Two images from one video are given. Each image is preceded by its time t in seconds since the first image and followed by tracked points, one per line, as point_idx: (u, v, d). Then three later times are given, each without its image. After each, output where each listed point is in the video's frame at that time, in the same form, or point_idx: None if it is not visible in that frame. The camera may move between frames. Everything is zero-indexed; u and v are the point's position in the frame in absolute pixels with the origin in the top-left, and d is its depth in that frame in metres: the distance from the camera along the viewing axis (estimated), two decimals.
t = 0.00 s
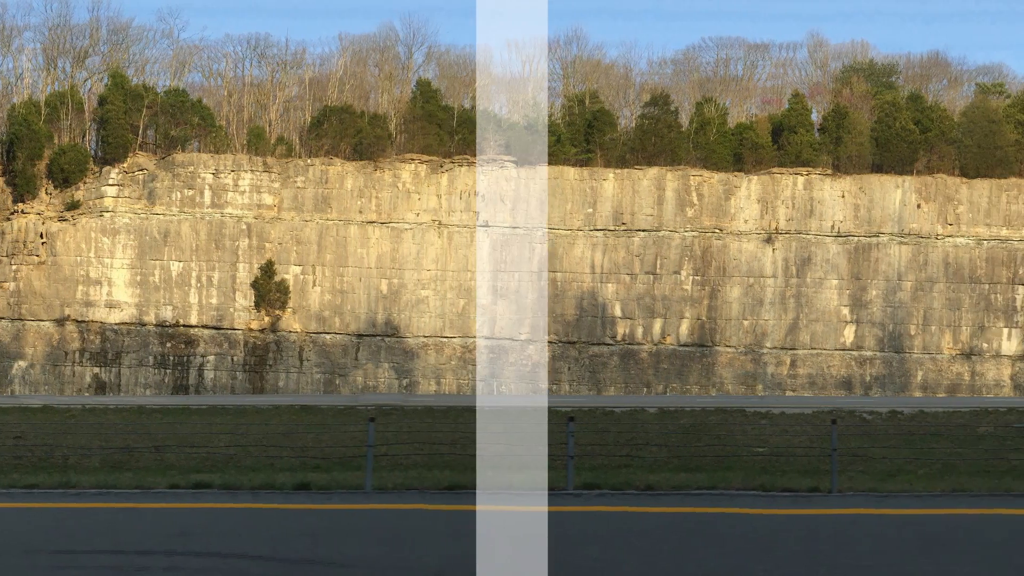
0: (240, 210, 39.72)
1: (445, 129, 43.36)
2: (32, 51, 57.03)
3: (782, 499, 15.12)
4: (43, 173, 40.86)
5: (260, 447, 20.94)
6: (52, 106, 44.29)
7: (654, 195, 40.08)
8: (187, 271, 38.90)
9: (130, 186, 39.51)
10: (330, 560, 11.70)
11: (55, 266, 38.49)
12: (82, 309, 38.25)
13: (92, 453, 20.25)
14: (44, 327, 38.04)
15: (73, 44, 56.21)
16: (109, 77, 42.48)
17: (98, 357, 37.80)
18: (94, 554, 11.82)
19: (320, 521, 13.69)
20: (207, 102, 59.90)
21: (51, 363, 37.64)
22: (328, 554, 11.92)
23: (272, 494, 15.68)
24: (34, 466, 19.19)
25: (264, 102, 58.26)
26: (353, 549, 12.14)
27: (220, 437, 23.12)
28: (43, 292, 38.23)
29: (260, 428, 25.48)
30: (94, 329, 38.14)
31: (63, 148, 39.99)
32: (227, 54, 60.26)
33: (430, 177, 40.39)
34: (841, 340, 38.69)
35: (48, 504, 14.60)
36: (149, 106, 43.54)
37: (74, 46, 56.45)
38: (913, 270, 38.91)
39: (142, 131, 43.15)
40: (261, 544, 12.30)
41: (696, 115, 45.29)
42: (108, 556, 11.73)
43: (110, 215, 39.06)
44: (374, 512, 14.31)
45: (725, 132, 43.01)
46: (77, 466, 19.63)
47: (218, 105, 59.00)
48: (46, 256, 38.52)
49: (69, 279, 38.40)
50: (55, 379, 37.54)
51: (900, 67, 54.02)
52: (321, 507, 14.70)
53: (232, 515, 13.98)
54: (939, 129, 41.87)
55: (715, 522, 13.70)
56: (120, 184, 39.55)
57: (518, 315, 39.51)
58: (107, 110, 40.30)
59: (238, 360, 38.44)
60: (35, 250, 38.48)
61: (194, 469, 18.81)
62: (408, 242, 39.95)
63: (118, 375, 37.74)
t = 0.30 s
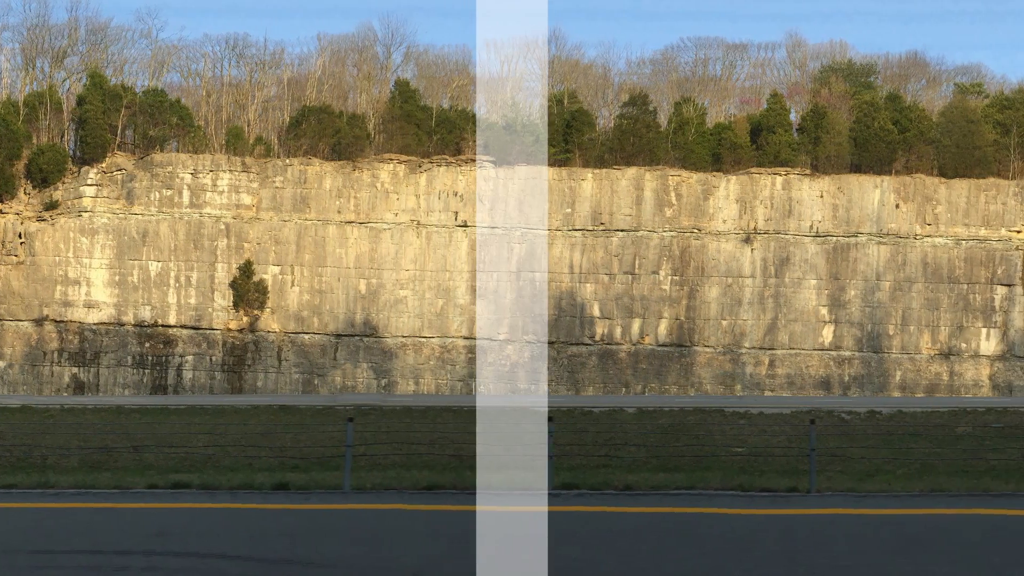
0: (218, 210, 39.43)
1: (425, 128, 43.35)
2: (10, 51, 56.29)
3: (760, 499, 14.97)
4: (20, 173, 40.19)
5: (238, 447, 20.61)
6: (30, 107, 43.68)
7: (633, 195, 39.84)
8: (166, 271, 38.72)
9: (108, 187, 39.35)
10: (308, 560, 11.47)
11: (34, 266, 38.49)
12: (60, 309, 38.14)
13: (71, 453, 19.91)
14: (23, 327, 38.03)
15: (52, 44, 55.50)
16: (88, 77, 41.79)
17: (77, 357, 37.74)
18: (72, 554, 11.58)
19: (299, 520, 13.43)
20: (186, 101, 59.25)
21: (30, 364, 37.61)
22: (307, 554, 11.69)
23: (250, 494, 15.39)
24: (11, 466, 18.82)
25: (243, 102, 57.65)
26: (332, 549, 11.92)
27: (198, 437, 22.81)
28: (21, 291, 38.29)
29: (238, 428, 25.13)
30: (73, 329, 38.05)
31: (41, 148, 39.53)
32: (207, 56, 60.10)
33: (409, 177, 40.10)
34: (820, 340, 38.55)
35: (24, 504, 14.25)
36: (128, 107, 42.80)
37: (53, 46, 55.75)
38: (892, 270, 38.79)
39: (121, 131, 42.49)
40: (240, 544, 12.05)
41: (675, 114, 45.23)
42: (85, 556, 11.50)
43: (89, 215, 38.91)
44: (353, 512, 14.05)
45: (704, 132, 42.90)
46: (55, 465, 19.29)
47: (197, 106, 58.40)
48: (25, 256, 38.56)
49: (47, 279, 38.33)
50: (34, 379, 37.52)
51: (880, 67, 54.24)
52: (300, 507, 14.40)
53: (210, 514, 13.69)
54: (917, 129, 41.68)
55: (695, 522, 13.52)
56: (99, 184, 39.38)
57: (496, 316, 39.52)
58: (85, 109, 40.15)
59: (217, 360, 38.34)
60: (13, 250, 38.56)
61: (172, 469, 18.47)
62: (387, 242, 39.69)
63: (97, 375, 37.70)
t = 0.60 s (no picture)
0: (197, 210, 39.20)
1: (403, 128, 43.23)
2: None
3: (739, 499, 14.84)
4: None
5: (217, 447, 20.30)
6: (8, 106, 43.43)
7: (611, 195, 39.74)
8: (144, 271, 38.49)
9: (87, 186, 39.07)
10: (287, 560, 11.26)
11: (12, 266, 38.17)
12: (39, 309, 37.76)
13: (49, 453, 19.54)
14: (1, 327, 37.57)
15: (32, 44, 54.75)
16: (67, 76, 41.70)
17: (55, 357, 37.28)
18: (49, 554, 11.31)
19: (278, 520, 13.19)
20: (164, 102, 58.56)
21: (7, 364, 37.12)
22: (286, 554, 11.48)
23: (229, 494, 15.12)
24: None
25: (221, 102, 57.14)
26: (311, 549, 11.70)
27: (177, 437, 22.46)
28: None
29: (216, 428, 24.79)
30: (51, 329, 37.59)
31: (20, 148, 39.46)
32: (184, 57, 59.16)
33: (387, 177, 40.04)
34: (799, 340, 38.53)
35: None
36: (107, 106, 42.71)
37: (31, 46, 55.01)
38: (871, 270, 38.82)
39: (99, 132, 42.36)
40: (219, 545, 11.82)
41: (654, 115, 45.20)
42: (62, 556, 11.23)
43: (67, 215, 38.60)
44: (332, 512, 13.81)
45: (682, 132, 42.61)
46: (32, 465, 18.93)
47: (175, 106, 57.78)
48: (3, 256, 38.30)
49: (26, 279, 38.00)
50: (11, 379, 37.02)
51: (858, 67, 54.54)
52: (278, 507, 14.15)
53: (188, 515, 13.42)
54: (897, 129, 41.33)
55: (674, 522, 13.37)
56: (78, 184, 39.10)
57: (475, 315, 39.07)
58: (64, 109, 40.14)
59: (196, 360, 37.95)
60: None
61: (151, 469, 18.15)
62: (365, 241, 39.53)
63: (75, 375, 37.23)
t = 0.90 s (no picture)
0: (175, 210, 39.01)
1: (381, 128, 42.95)
2: None
3: (717, 499, 14.70)
4: None
5: (195, 448, 19.98)
6: None
7: (590, 195, 39.61)
8: (123, 271, 38.19)
9: (65, 187, 38.87)
10: (265, 560, 11.07)
11: None
12: (17, 309, 37.49)
13: (27, 453, 19.15)
14: None
15: (9, 44, 54.00)
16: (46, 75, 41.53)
17: (34, 357, 37.01)
18: (26, 554, 11.08)
19: (256, 521, 12.96)
20: (142, 102, 57.85)
21: None
22: (264, 554, 11.29)
23: (207, 494, 14.87)
24: None
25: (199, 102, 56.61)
26: (290, 549, 11.50)
27: (156, 437, 22.04)
28: None
29: (194, 428, 24.42)
30: (30, 329, 37.31)
31: None
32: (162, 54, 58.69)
33: (366, 177, 39.79)
34: (777, 340, 38.41)
35: None
36: (84, 106, 42.32)
37: (9, 46, 54.23)
38: (849, 270, 38.86)
39: (77, 131, 41.74)
40: (198, 545, 11.62)
41: (633, 115, 45.10)
42: (40, 556, 11.00)
43: (46, 215, 38.34)
44: (311, 512, 13.59)
45: (661, 133, 42.68)
46: (9, 465, 18.59)
47: (154, 106, 57.15)
48: None
49: (4, 280, 37.73)
50: None
51: (837, 68, 54.77)
52: (257, 506, 13.91)
53: (166, 515, 13.17)
54: (875, 129, 41.59)
55: (654, 522, 13.22)
56: (56, 184, 38.86)
57: (454, 315, 38.93)
58: (43, 109, 40.05)
59: (174, 360, 37.68)
60: None
61: (129, 469, 17.81)
62: (344, 241, 39.33)
63: (54, 375, 36.96)
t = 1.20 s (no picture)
0: (154, 210, 39.04)
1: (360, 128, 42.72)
2: None
3: (696, 499, 14.57)
4: None
5: (174, 448, 19.71)
6: None
7: (569, 195, 39.43)
8: (101, 271, 38.44)
9: (44, 186, 39.01)
10: (244, 560, 10.95)
11: None
12: None
13: (5, 453, 18.78)
14: None
15: None
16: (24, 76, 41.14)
17: (12, 357, 37.42)
18: (3, 555, 10.94)
19: (235, 521, 12.78)
20: (121, 102, 57.30)
21: None
22: (244, 554, 11.16)
23: (185, 494, 14.63)
24: None
25: (178, 102, 56.15)
26: (269, 549, 11.36)
27: (134, 437, 21.70)
28: None
29: (172, 428, 24.09)
30: (8, 329, 37.64)
31: None
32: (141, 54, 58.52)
33: (344, 177, 39.58)
34: (756, 340, 38.13)
35: None
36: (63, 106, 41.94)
37: None
38: (827, 270, 38.38)
39: (56, 132, 41.52)
40: (177, 545, 11.47)
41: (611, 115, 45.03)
42: (18, 556, 10.87)
43: (24, 215, 38.57)
44: (290, 512, 13.39)
45: (639, 132, 42.57)
46: None
47: (132, 106, 56.68)
48: None
49: None
50: None
51: (816, 67, 54.91)
52: (234, 507, 13.70)
53: (145, 515, 12.96)
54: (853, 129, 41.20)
55: (633, 522, 13.07)
56: (34, 184, 39.01)
57: (432, 315, 38.70)
58: (21, 109, 39.96)
59: (152, 360, 37.97)
60: None
61: (108, 468, 17.52)
62: (322, 242, 39.18)
63: (32, 375, 37.37)
